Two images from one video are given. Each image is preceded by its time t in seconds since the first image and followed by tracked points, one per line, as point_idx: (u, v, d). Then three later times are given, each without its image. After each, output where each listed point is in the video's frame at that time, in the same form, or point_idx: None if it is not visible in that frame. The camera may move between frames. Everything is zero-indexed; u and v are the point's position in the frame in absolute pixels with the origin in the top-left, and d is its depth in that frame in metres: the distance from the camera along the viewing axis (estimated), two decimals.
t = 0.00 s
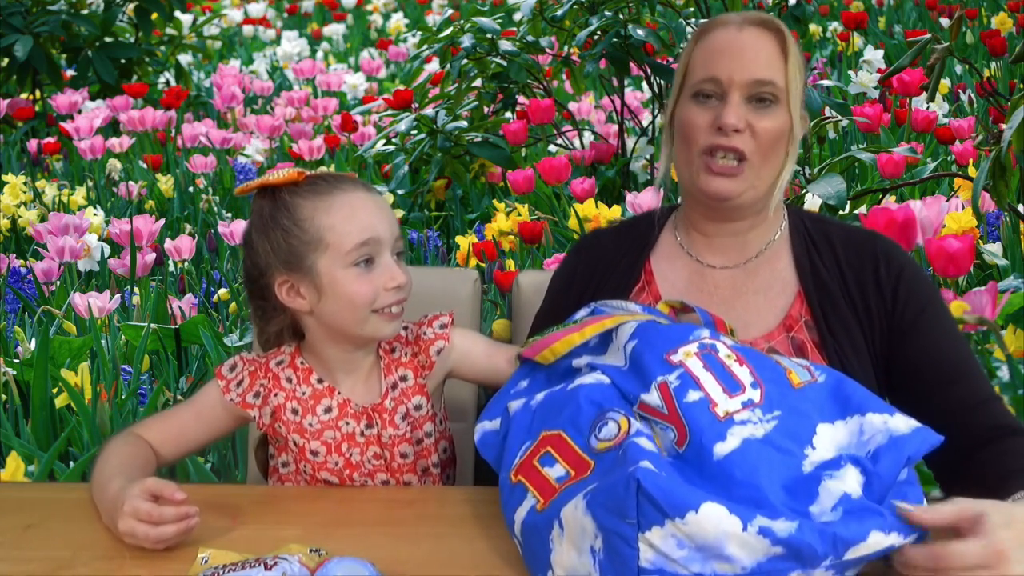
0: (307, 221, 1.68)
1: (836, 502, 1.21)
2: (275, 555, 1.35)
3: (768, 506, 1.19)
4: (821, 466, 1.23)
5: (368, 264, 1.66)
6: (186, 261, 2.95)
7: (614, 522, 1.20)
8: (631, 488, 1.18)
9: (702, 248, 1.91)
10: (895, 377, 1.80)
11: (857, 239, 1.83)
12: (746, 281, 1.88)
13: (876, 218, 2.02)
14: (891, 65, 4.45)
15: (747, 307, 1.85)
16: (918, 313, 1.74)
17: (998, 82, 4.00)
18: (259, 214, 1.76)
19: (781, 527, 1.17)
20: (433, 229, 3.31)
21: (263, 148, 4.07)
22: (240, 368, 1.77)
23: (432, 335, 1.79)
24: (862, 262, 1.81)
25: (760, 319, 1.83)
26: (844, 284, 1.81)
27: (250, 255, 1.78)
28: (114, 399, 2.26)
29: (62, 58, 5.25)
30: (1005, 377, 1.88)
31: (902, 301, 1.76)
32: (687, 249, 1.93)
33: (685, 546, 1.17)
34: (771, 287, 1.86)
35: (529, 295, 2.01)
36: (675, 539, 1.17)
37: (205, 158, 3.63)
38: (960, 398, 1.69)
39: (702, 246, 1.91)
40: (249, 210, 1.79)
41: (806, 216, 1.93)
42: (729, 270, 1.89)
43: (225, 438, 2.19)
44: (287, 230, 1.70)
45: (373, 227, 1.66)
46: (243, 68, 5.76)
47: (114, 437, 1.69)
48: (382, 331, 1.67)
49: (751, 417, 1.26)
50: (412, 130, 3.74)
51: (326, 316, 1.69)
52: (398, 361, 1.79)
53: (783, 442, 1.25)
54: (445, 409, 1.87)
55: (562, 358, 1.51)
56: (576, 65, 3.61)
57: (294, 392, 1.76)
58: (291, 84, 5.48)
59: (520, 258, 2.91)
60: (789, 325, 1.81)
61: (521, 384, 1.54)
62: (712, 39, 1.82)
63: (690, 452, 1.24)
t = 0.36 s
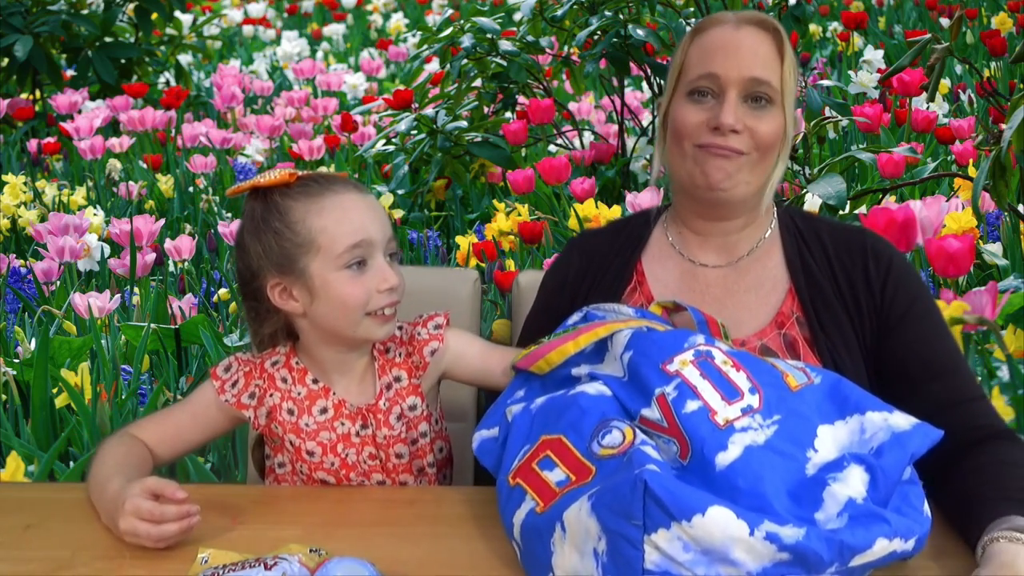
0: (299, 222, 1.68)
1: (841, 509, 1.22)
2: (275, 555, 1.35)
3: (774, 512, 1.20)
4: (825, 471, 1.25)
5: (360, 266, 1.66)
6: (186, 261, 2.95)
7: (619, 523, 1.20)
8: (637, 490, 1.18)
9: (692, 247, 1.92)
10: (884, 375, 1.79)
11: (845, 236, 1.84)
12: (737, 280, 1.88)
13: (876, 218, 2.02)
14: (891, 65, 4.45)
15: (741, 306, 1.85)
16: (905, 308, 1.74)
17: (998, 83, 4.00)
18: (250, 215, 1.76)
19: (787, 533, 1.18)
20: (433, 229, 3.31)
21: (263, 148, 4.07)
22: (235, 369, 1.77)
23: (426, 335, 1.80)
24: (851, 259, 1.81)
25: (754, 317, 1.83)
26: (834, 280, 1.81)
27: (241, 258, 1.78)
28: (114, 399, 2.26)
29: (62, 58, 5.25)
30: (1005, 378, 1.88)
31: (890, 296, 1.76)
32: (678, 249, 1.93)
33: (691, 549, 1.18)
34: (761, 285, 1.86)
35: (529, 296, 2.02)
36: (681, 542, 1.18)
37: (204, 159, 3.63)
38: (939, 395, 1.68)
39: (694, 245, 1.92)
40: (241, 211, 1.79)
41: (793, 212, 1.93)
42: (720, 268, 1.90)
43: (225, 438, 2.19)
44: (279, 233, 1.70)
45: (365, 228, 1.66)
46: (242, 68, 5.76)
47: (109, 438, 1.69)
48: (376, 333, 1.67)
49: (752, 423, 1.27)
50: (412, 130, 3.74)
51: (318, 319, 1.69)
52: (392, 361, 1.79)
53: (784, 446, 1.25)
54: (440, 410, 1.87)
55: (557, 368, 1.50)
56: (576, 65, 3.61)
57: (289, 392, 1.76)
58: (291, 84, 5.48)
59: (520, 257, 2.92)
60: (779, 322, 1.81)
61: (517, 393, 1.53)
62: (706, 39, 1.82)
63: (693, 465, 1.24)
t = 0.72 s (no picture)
0: (293, 225, 1.68)
1: (845, 512, 1.22)
2: (275, 555, 1.35)
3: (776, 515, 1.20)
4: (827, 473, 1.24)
5: (355, 268, 1.66)
6: (186, 261, 2.95)
7: (620, 524, 1.20)
8: (639, 491, 1.18)
9: (691, 246, 1.92)
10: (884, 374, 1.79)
11: (845, 235, 1.84)
12: (736, 278, 1.88)
13: (876, 218, 2.02)
14: (891, 65, 4.45)
15: (740, 304, 1.85)
16: (904, 306, 1.75)
17: (998, 83, 4.00)
18: (244, 217, 1.76)
19: (790, 536, 1.18)
20: (433, 229, 3.31)
21: (263, 148, 4.07)
22: (233, 368, 1.77)
23: (424, 335, 1.79)
24: (851, 259, 1.81)
25: (753, 315, 1.83)
26: (835, 280, 1.81)
27: (236, 260, 1.78)
28: (114, 399, 2.26)
29: (62, 58, 5.25)
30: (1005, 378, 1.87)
31: (890, 293, 1.76)
32: (677, 248, 1.93)
33: (692, 551, 1.18)
34: (761, 283, 1.86)
35: (528, 295, 2.02)
36: (682, 543, 1.18)
37: (204, 158, 3.63)
38: (938, 393, 1.68)
39: (693, 244, 1.92)
40: (237, 213, 1.79)
41: (795, 212, 1.93)
42: (719, 267, 1.90)
43: (225, 438, 2.19)
44: (273, 236, 1.70)
45: (360, 231, 1.66)
46: (243, 68, 5.75)
47: (106, 438, 1.69)
48: (369, 345, 1.68)
49: (755, 426, 1.27)
50: (412, 130, 3.74)
51: (315, 321, 1.69)
52: (390, 361, 1.79)
53: (787, 449, 1.25)
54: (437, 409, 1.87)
55: (556, 369, 1.50)
56: (576, 65, 3.61)
57: (287, 391, 1.76)
58: (291, 84, 5.48)
59: (520, 257, 2.92)
60: (779, 320, 1.81)
61: (515, 394, 1.53)
62: (703, 41, 1.82)
63: (699, 468, 1.25)
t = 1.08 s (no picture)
0: (296, 223, 1.68)
1: (849, 515, 1.22)
2: (275, 555, 1.35)
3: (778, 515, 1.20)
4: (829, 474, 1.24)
5: (358, 266, 1.66)
6: (186, 261, 2.95)
7: (621, 524, 1.20)
8: (640, 490, 1.18)
9: (698, 242, 1.93)
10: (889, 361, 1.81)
11: (849, 233, 1.84)
12: (744, 274, 1.89)
13: (876, 218, 2.02)
14: (891, 65, 4.45)
15: (746, 299, 1.85)
16: (912, 295, 1.76)
17: (998, 83, 4.00)
18: (249, 216, 1.76)
19: (793, 537, 1.18)
20: (433, 229, 3.31)
21: (263, 148, 4.07)
22: (236, 368, 1.77)
23: (427, 337, 1.79)
24: (855, 256, 1.82)
25: (759, 309, 1.83)
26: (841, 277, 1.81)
27: (241, 259, 1.79)
28: (114, 399, 2.26)
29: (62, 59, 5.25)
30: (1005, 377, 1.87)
31: (898, 284, 1.77)
32: (685, 244, 1.94)
33: (693, 551, 1.18)
34: (768, 279, 1.86)
35: (529, 295, 2.02)
36: (683, 543, 1.18)
37: (204, 158, 3.63)
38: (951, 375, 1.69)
39: (699, 239, 1.93)
40: (240, 210, 1.80)
41: (799, 212, 1.93)
42: (727, 263, 1.90)
43: (225, 438, 2.19)
44: (277, 233, 1.71)
45: (362, 229, 1.66)
46: (243, 68, 5.75)
47: (110, 438, 1.69)
48: (373, 335, 1.67)
49: (759, 430, 1.27)
50: (412, 130, 3.74)
51: (317, 319, 1.69)
52: (393, 362, 1.79)
53: (792, 453, 1.25)
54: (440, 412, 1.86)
55: (557, 372, 1.50)
56: (576, 65, 3.61)
57: (289, 391, 1.76)
58: (291, 84, 5.49)
59: (520, 257, 2.92)
60: (784, 314, 1.82)
61: (511, 395, 1.53)
62: (674, 46, 1.82)
63: (702, 471, 1.26)
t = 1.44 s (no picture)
0: (301, 225, 1.68)
1: (841, 508, 1.22)
2: (275, 555, 1.35)
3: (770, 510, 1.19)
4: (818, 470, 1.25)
5: (363, 268, 1.66)
6: (186, 261, 2.95)
7: (617, 527, 1.19)
8: (634, 492, 1.17)
9: (699, 245, 1.93)
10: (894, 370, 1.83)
11: (852, 241, 1.85)
12: (741, 277, 1.88)
13: (876, 218, 2.02)
14: (891, 65, 4.45)
15: (744, 302, 1.85)
16: (919, 309, 1.78)
17: (997, 83, 4.00)
18: (253, 218, 1.76)
19: (786, 531, 1.17)
20: (433, 229, 3.31)
21: (263, 148, 4.07)
22: (237, 367, 1.77)
23: (433, 339, 1.80)
24: (858, 263, 1.83)
25: (757, 312, 1.83)
26: (843, 286, 1.82)
27: (244, 260, 1.79)
28: (114, 399, 2.26)
29: (62, 58, 5.26)
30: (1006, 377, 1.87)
31: (892, 295, 1.79)
32: (687, 248, 1.94)
33: (689, 550, 1.18)
34: (766, 282, 1.86)
35: (528, 296, 2.03)
36: (678, 542, 1.18)
37: (204, 159, 3.63)
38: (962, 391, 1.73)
39: (700, 244, 1.93)
40: (246, 212, 1.80)
41: (801, 215, 1.93)
42: (724, 266, 1.90)
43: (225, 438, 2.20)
44: (281, 235, 1.71)
45: (368, 232, 1.66)
46: (243, 68, 5.75)
47: (111, 438, 1.69)
48: (378, 337, 1.67)
49: (751, 429, 1.26)
50: (412, 130, 3.74)
51: (321, 321, 1.69)
52: (396, 364, 1.79)
53: (784, 450, 1.25)
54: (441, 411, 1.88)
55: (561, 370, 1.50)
56: (576, 65, 3.61)
57: (290, 391, 1.76)
58: (291, 84, 5.49)
59: (520, 258, 2.92)
60: (783, 320, 1.82)
61: (506, 401, 1.55)
62: (618, 78, 1.87)
63: (694, 469, 1.25)
